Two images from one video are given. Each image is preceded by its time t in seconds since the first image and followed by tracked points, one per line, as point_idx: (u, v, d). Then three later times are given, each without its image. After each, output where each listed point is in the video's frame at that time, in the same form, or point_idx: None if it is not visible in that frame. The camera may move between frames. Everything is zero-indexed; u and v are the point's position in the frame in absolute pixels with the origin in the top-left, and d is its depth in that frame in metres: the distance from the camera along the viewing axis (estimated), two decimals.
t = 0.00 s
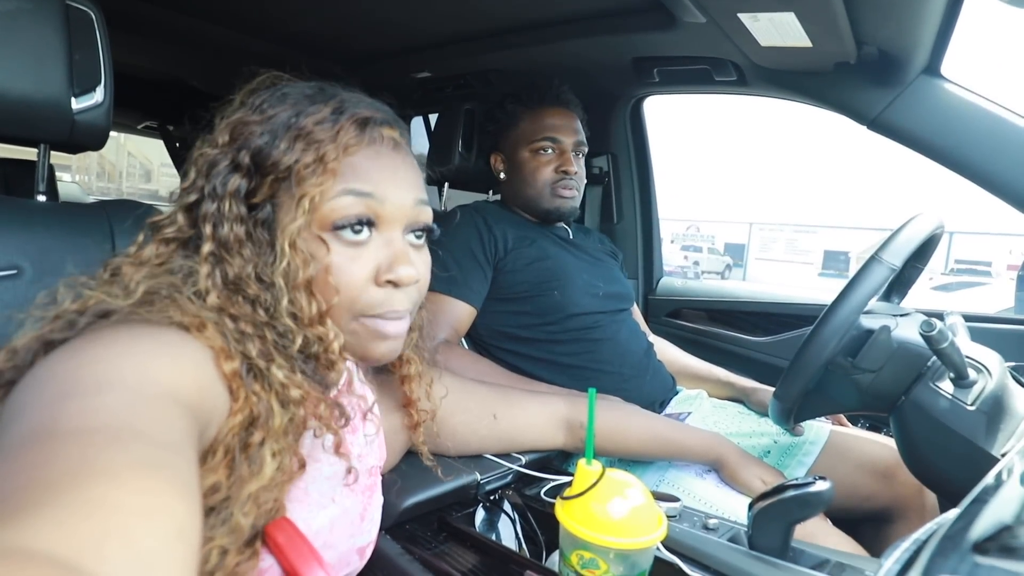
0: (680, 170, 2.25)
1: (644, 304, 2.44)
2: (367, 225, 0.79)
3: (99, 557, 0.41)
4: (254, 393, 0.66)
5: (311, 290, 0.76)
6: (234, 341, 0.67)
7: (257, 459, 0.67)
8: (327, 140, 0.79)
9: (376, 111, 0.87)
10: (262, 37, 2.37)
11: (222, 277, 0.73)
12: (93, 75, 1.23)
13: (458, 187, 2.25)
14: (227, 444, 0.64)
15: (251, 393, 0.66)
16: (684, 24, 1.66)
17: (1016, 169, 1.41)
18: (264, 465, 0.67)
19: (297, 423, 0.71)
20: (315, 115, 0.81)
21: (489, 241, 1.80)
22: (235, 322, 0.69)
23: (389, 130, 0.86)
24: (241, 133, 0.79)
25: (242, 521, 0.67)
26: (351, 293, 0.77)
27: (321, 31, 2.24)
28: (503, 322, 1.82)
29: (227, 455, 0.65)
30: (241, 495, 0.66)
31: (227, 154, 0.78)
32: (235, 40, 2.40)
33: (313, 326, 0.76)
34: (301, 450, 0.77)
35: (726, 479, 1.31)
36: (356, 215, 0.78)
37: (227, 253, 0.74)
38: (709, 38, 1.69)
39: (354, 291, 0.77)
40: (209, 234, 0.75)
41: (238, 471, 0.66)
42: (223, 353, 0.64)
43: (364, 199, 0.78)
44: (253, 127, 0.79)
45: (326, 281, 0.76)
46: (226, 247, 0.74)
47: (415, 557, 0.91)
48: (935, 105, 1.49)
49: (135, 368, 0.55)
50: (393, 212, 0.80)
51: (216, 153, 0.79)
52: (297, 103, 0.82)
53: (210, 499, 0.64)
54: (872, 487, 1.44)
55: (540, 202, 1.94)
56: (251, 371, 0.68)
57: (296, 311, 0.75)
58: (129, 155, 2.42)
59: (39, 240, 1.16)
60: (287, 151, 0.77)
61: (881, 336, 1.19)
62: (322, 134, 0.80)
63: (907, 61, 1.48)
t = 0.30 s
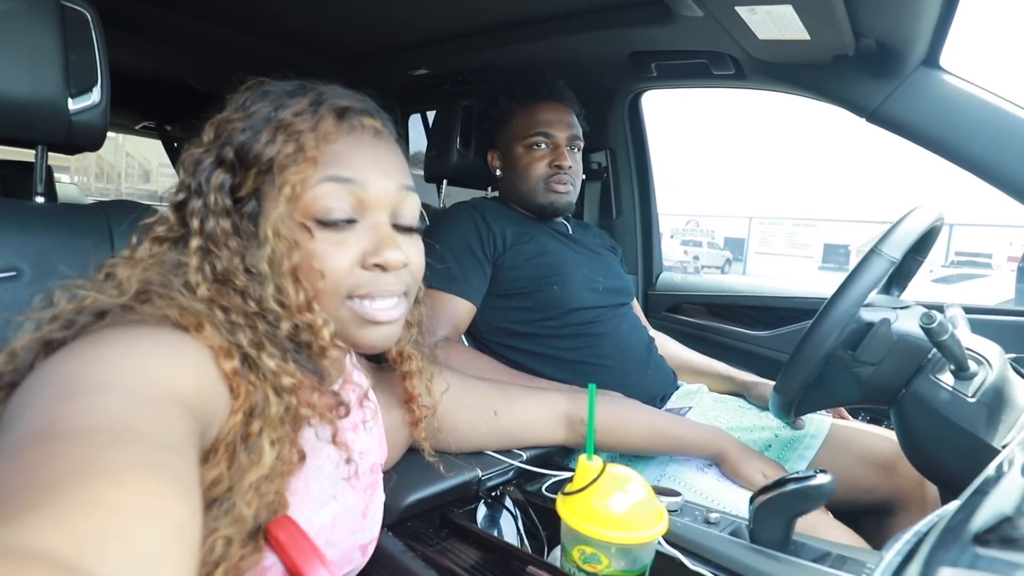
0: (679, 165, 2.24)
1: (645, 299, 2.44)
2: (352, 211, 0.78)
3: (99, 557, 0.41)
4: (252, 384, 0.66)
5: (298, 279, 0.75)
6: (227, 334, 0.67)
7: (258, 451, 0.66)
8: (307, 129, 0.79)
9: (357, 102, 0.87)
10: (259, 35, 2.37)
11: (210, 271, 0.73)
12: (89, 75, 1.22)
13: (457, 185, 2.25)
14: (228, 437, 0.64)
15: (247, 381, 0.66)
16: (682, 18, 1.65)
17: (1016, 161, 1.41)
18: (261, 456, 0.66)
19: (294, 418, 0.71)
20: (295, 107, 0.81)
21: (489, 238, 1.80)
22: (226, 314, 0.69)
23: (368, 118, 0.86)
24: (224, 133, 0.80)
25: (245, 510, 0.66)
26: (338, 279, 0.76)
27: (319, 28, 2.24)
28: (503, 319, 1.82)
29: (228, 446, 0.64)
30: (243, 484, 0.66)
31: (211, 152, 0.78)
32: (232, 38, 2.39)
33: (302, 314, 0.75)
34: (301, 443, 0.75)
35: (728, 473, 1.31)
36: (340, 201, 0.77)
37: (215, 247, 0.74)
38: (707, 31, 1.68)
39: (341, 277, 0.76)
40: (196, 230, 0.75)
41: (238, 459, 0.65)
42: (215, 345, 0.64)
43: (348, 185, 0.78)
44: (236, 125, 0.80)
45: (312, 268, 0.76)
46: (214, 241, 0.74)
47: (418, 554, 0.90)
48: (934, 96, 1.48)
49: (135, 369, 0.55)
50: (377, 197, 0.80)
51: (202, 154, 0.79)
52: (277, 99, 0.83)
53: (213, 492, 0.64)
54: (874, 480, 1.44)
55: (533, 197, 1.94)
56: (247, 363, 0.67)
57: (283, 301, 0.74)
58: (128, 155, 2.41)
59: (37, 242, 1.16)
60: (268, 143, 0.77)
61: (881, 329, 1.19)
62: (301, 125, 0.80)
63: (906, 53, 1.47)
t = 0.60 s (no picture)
0: (676, 156, 2.24)
1: (645, 291, 2.44)
2: (342, 199, 0.78)
3: (101, 556, 0.41)
4: (248, 375, 0.66)
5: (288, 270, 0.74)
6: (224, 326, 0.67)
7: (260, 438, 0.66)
8: (287, 119, 0.78)
9: (342, 91, 0.86)
10: (253, 34, 2.36)
11: (201, 269, 0.73)
12: (83, 76, 1.22)
13: (454, 180, 2.25)
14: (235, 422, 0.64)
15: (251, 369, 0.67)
16: (678, 9, 1.65)
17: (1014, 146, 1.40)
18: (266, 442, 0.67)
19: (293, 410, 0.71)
20: (278, 100, 0.81)
21: (487, 233, 1.79)
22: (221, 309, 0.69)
23: (352, 105, 0.85)
24: (210, 131, 0.79)
25: (252, 500, 0.66)
26: (331, 266, 0.75)
27: (313, 26, 2.23)
28: (503, 313, 1.82)
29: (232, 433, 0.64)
30: (247, 474, 0.65)
31: (198, 150, 0.78)
32: (226, 37, 2.38)
33: (292, 304, 0.74)
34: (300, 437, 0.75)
35: (730, 464, 1.31)
36: (328, 187, 0.77)
37: (204, 244, 0.74)
38: (703, 21, 1.68)
39: (332, 263, 0.75)
40: (185, 228, 0.75)
41: (245, 447, 0.65)
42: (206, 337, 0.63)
43: (336, 172, 0.78)
44: (221, 122, 0.79)
45: (301, 258, 0.74)
46: (203, 238, 0.74)
47: (421, 549, 0.90)
48: (931, 83, 1.48)
49: (135, 368, 0.54)
50: (366, 184, 0.79)
51: (190, 154, 0.79)
52: (261, 93, 0.82)
53: (217, 485, 0.64)
54: (876, 468, 1.44)
55: (529, 190, 1.93)
56: (245, 359, 0.67)
57: (275, 293, 0.73)
58: (124, 156, 2.39)
59: (35, 244, 1.16)
60: (251, 136, 0.76)
61: (882, 317, 1.19)
62: (284, 116, 0.79)
63: (904, 40, 1.47)
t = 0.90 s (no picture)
0: (684, 167, 2.24)
1: (649, 301, 2.44)
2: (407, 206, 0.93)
3: (103, 555, 0.41)
4: (284, 418, 0.69)
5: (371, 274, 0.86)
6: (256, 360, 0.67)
7: (278, 472, 0.69)
8: (361, 136, 0.86)
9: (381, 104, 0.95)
10: (265, 34, 2.37)
11: (279, 278, 0.75)
12: (99, 73, 1.23)
13: (461, 185, 2.26)
14: (248, 454, 0.66)
15: (283, 418, 0.69)
16: (689, 20, 1.65)
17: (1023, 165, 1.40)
18: (287, 479, 0.70)
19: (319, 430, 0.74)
20: (344, 113, 0.86)
21: (493, 239, 1.80)
22: (256, 333, 0.71)
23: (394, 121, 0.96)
24: (273, 138, 0.79)
25: (255, 530, 0.69)
26: (406, 270, 0.93)
27: (325, 29, 2.24)
28: (507, 320, 1.83)
29: (248, 466, 0.66)
30: (255, 510, 0.68)
31: (263, 157, 0.78)
32: (239, 37, 2.40)
33: (365, 309, 0.87)
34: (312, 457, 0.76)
35: (732, 477, 1.30)
36: (400, 197, 0.91)
37: (288, 251, 0.76)
38: (714, 33, 1.68)
39: (407, 264, 0.93)
40: (266, 236, 0.75)
41: (258, 489, 0.67)
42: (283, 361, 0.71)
43: (404, 183, 0.91)
44: (284, 129, 0.81)
45: (384, 264, 0.90)
46: (287, 247, 0.76)
47: (420, 554, 0.90)
48: (941, 100, 1.48)
49: (142, 367, 0.55)
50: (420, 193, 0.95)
51: (251, 159, 0.78)
52: (319, 103, 0.85)
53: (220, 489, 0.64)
54: (878, 485, 1.43)
55: (535, 194, 1.94)
56: (280, 391, 0.69)
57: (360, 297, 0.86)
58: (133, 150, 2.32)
59: (44, 237, 1.16)
60: (328, 151, 0.82)
61: (888, 334, 1.18)
62: (352, 131, 0.86)
63: (915, 56, 1.47)
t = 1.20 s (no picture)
0: (684, 171, 2.24)
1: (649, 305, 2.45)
2: (416, 208, 0.94)
3: (104, 558, 0.41)
4: (287, 426, 0.70)
5: (381, 275, 0.86)
6: (259, 371, 0.67)
7: (275, 480, 0.71)
8: (375, 140, 0.87)
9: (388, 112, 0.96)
10: (267, 38, 2.37)
11: (295, 275, 0.77)
12: (100, 77, 1.24)
13: (462, 189, 2.26)
14: (247, 460, 0.67)
15: (284, 427, 0.70)
16: (690, 25, 1.66)
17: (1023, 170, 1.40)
18: (286, 488, 0.71)
19: (319, 431, 0.75)
20: (360, 117, 0.87)
21: (493, 242, 1.80)
22: (257, 342, 0.71)
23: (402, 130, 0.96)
24: (292, 139, 0.79)
25: (253, 536, 0.70)
26: (416, 270, 0.95)
27: (327, 32, 2.25)
28: (508, 323, 1.83)
29: (247, 473, 0.67)
30: (253, 518, 0.69)
31: (283, 157, 0.78)
32: (240, 41, 2.40)
33: (374, 309, 0.88)
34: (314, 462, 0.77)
35: (732, 481, 1.30)
36: (409, 201, 0.92)
37: (306, 249, 0.77)
38: (714, 38, 1.69)
39: (416, 264, 0.95)
40: (287, 233, 0.76)
41: (257, 496, 0.69)
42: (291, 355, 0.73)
43: (414, 188, 0.93)
44: (302, 130, 0.81)
45: (398, 264, 0.91)
46: (306, 244, 0.77)
47: (420, 557, 0.90)
48: (941, 105, 1.48)
49: (142, 369, 0.55)
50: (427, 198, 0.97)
51: (269, 158, 0.78)
52: (334, 107, 0.86)
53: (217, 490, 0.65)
54: (878, 489, 1.43)
55: (574, 202, 1.98)
56: (282, 399, 0.70)
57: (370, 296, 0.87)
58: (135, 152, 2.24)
59: (44, 241, 1.16)
60: (346, 153, 0.83)
61: (888, 338, 1.18)
62: (369, 135, 0.86)
63: (915, 61, 1.47)
